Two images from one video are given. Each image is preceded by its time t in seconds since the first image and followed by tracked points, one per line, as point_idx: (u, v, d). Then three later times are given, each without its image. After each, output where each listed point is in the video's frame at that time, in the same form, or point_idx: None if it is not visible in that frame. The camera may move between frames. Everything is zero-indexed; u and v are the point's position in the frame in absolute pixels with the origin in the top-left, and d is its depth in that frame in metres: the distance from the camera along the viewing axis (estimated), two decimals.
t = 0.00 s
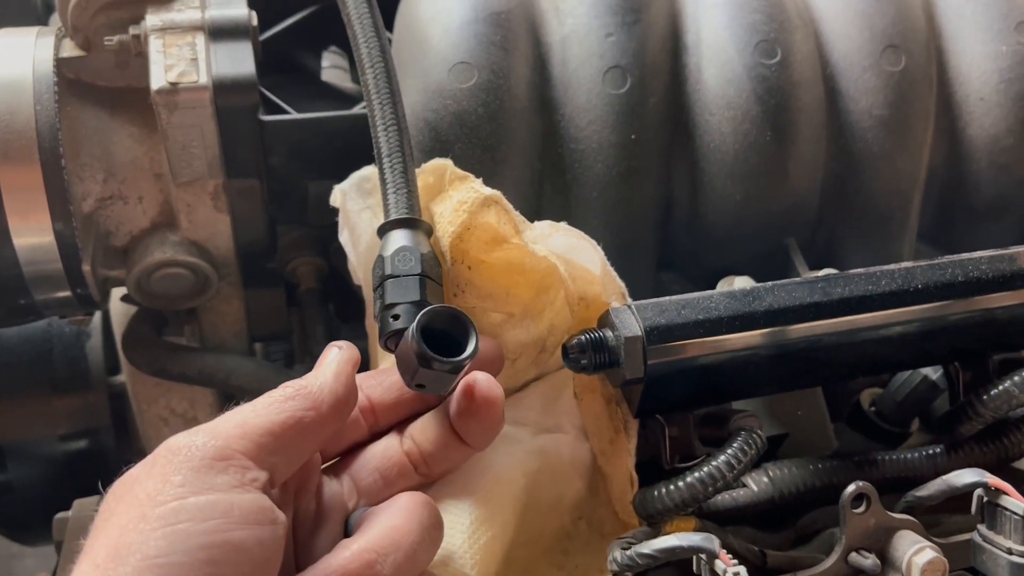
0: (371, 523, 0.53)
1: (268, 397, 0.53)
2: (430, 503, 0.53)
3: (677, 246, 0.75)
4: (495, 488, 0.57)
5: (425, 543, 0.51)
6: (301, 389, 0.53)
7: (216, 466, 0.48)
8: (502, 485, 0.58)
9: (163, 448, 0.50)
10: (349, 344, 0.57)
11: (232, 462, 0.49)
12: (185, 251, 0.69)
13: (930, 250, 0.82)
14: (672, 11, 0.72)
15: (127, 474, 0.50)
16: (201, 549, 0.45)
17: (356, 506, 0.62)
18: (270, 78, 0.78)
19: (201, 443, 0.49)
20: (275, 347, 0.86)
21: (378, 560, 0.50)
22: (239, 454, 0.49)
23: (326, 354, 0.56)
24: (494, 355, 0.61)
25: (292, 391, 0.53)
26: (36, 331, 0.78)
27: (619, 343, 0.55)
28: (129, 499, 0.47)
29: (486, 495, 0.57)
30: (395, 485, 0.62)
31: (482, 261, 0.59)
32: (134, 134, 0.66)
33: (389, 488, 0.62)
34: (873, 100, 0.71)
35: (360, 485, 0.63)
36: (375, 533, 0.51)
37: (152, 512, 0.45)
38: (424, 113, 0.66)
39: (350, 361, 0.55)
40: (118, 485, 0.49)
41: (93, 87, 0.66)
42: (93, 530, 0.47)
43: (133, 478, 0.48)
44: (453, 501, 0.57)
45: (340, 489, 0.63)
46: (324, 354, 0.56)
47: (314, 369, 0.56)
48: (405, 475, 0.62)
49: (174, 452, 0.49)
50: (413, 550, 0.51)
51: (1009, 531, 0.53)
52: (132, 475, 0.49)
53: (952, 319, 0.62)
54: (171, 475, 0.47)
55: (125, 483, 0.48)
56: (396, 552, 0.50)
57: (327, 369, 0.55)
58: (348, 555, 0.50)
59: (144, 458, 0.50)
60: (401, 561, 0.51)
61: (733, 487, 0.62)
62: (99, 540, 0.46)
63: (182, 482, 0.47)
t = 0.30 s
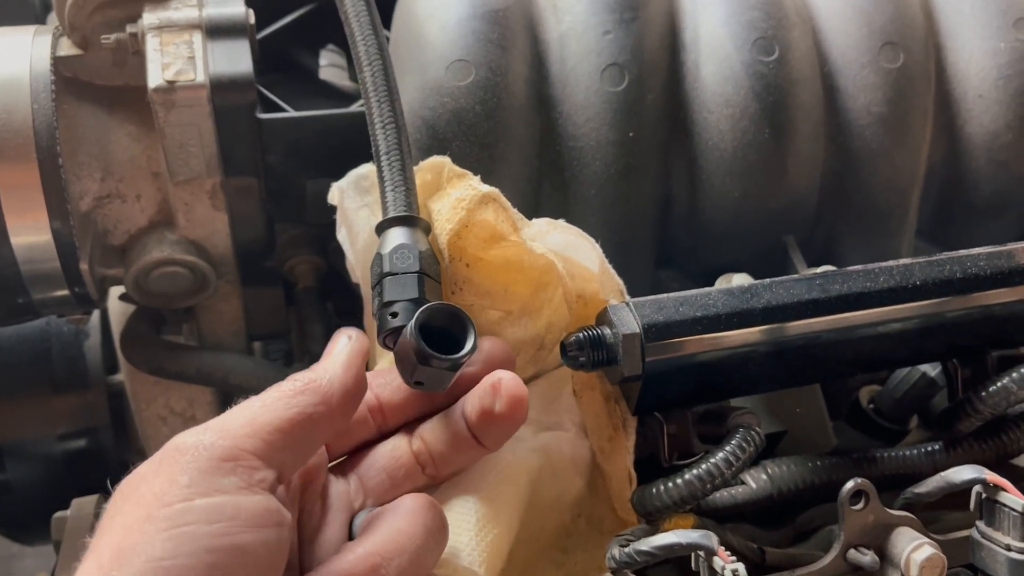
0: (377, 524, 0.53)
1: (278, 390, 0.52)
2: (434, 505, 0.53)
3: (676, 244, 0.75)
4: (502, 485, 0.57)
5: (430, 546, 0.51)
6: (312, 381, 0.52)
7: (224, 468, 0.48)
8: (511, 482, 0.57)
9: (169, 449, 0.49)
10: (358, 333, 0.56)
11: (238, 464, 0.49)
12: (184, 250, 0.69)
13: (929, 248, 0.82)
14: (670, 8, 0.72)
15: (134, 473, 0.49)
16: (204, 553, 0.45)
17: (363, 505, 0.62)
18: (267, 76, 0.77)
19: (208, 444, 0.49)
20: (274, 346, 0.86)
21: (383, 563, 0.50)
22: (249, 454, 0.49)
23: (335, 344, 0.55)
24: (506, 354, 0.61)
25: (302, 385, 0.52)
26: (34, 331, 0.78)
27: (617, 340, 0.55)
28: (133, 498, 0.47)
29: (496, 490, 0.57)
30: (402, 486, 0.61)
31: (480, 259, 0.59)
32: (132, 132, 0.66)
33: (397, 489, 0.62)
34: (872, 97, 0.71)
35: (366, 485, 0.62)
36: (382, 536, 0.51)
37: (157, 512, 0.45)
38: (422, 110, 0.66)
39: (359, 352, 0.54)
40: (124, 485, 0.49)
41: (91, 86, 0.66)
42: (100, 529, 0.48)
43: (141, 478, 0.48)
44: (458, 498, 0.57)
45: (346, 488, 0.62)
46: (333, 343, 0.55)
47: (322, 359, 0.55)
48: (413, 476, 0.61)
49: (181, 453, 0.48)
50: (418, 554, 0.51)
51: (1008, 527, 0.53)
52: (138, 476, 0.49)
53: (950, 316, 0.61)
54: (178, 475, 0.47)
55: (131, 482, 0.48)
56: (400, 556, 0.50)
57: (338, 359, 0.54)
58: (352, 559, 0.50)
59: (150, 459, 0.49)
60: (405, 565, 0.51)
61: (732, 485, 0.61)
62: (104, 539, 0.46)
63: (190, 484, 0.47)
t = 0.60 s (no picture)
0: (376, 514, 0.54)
1: (301, 405, 0.47)
2: (428, 497, 0.53)
3: (675, 246, 0.75)
4: (499, 487, 0.57)
5: (429, 545, 0.51)
6: (336, 391, 0.47)
7: (262, 510, 0.44)
8: (508, 483, 0.57)
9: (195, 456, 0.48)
10: (383, 312, 0.49)
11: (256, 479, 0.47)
12: (183, 253, 0.68)
13: (928, 249, 0.82)
14: (669, 10, 0.72)
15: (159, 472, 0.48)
16: None
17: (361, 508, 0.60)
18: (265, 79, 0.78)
19: (238, 465, 0.45)
20: (274, 349, 0.86)
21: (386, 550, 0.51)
22: (289, 496, 0.45)
23: (358, 330, 0.49)
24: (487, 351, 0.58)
25: (325, 400, 0.47)
26: (33, 335, 0.78)
27: (617, 343, 0.55)
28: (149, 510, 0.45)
29: (491, 492, 0.56)
30: (398, 483, 0.62)
31: (480, 262, 0.59)
32: (130, 136, 0.66)
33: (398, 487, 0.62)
34: (871, 98, 0.71)
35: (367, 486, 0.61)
36: (382, 521, 0.52)
37: (187, 539, 0.42)
38: (421, 113, 0.66)
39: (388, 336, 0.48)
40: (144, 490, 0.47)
41: (89, 89, 0.66)
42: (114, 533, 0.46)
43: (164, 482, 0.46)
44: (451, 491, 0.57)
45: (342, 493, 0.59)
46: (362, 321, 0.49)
47: (347, 346, 0.49)
48: (409, 473, 0.62)
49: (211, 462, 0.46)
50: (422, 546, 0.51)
51: (1008, 530, 0.53)
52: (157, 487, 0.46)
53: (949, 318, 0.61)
54: (213, 496, 0.43)
55: (151, 491, 0.46)
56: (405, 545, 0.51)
57: (363, 357, 0.48)
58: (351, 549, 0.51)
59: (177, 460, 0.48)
60: (408, 556, 0.51)
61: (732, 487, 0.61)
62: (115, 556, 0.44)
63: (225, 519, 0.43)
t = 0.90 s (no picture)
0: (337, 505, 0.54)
1: (336, 400, 0.46)
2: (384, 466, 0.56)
3: (674, 243, 0.75)
4: (485, 485, 0.57)
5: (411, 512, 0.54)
6: (376, 389, 0.46)
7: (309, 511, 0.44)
8: (489, 482, 0.58)
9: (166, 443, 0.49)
10: (428, 306, 0.46)
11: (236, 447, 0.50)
12: (184, 252, 0.69)
13: (926, 246, 0.82)
14: (667, 8, 0.72)
15: (128, 465, 0.50)
16: None
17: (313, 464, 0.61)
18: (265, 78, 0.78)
19: (295, 469, 0.44)
20: (275, 348, 0.86)
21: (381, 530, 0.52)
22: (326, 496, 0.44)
23: (399, 320, 0.46)
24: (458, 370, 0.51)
25: (365, 398, 0.45)
26: (34, 333, 0.78)
27: (616, 340, 0.55)
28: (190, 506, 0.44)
29: (472, 492, 0.57)
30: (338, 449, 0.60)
31: (482, 261, 0.60)
32: (130, 135, 0.67)
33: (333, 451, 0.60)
34: (869, 95, 0.71)
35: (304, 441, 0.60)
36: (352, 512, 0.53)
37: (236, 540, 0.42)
38: (420, 112, 0.66)
39: (434, 332, 0.46)
40: (126, 479, 0.48)
41: (90, 89, 0.66)
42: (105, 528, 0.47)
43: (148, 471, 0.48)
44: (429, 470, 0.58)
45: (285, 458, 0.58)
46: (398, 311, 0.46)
47: (383, 334, 0.46)
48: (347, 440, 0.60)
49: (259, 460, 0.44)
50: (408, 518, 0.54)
51: (1006, 524, 0.54)
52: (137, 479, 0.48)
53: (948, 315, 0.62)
54: (268, 498, 0.43)
55: (139, 482, 0.47)
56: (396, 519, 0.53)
57: (405, 354, 0.46)
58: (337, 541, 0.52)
59: (150, 448, 0.49)
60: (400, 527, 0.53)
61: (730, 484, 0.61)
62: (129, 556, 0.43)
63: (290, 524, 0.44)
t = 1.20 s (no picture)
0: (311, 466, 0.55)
1: (391, 426, 0.43)
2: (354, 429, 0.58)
3: (668, 238, 0.75)
4: (481, 480, 0.57)
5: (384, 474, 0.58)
6: (437, 415, 0.46)
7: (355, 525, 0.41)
8: (483, 476, 0.57)
9: (177, 422, 0.40)
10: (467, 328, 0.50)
11: (248, 429, 0.44)
12: (178, 248, 0.69)
13: (921, 239, 0.82)
14: (660, 3, 0.72)
15: (102, 467, 0.38)
16: None
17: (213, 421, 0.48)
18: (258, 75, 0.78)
19: (389, 515, 0.41)
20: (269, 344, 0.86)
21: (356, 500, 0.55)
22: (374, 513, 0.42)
23: (448, 342, 0.48)
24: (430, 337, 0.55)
25: (433, 426, 0.45)
26: (30, 330, 0.78)
27: (608, 334, 0.56)
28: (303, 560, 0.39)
29: (464, 490, 0.56)
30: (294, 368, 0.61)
31: (476, 256, 0.60)
32: (124, 132, 0.67)
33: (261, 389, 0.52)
34: (862, 89, 0.71)
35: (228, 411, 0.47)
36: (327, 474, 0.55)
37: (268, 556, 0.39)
38: (413, 107, 0.67)
39: (474, 355, 0.50)
40: (133, 491, 0.38)
41: (82, 85, 0.66)
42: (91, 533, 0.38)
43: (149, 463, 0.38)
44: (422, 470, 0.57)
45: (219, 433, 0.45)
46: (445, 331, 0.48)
47: (433, 353, 0.47)
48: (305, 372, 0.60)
49: (364, 502, 0.40)
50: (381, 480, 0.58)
51: (999, 517, 0.54)
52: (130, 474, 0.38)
53: (942, 309, 0.62)
54: (373, 556, 0.40)
55: (174, 491, 0.38)
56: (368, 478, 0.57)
57: (453, 377, 0.48)
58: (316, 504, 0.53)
59: (147, 434, 0.39)
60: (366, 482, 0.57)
61: (724, 478, 0.62)
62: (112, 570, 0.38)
63: None
